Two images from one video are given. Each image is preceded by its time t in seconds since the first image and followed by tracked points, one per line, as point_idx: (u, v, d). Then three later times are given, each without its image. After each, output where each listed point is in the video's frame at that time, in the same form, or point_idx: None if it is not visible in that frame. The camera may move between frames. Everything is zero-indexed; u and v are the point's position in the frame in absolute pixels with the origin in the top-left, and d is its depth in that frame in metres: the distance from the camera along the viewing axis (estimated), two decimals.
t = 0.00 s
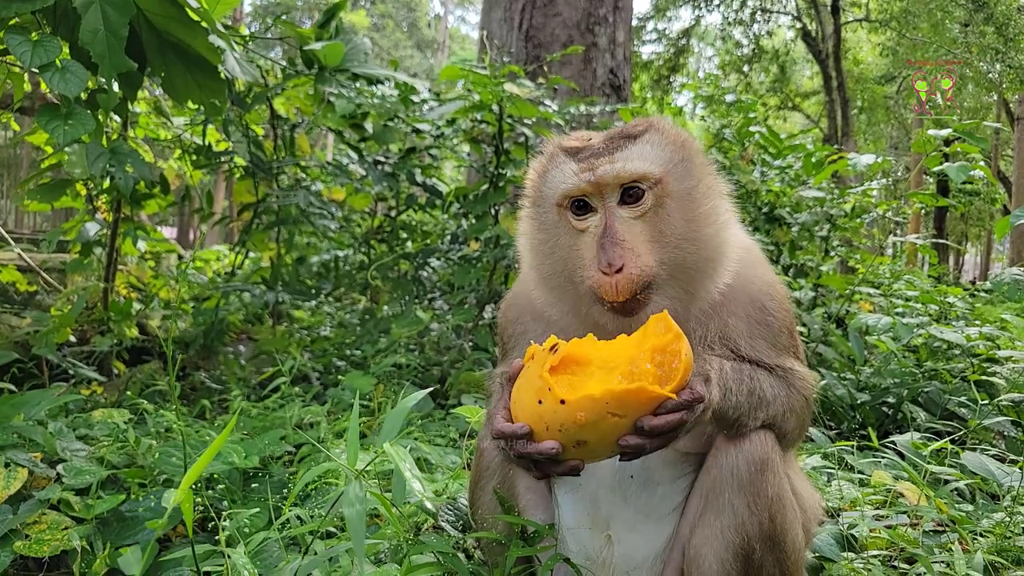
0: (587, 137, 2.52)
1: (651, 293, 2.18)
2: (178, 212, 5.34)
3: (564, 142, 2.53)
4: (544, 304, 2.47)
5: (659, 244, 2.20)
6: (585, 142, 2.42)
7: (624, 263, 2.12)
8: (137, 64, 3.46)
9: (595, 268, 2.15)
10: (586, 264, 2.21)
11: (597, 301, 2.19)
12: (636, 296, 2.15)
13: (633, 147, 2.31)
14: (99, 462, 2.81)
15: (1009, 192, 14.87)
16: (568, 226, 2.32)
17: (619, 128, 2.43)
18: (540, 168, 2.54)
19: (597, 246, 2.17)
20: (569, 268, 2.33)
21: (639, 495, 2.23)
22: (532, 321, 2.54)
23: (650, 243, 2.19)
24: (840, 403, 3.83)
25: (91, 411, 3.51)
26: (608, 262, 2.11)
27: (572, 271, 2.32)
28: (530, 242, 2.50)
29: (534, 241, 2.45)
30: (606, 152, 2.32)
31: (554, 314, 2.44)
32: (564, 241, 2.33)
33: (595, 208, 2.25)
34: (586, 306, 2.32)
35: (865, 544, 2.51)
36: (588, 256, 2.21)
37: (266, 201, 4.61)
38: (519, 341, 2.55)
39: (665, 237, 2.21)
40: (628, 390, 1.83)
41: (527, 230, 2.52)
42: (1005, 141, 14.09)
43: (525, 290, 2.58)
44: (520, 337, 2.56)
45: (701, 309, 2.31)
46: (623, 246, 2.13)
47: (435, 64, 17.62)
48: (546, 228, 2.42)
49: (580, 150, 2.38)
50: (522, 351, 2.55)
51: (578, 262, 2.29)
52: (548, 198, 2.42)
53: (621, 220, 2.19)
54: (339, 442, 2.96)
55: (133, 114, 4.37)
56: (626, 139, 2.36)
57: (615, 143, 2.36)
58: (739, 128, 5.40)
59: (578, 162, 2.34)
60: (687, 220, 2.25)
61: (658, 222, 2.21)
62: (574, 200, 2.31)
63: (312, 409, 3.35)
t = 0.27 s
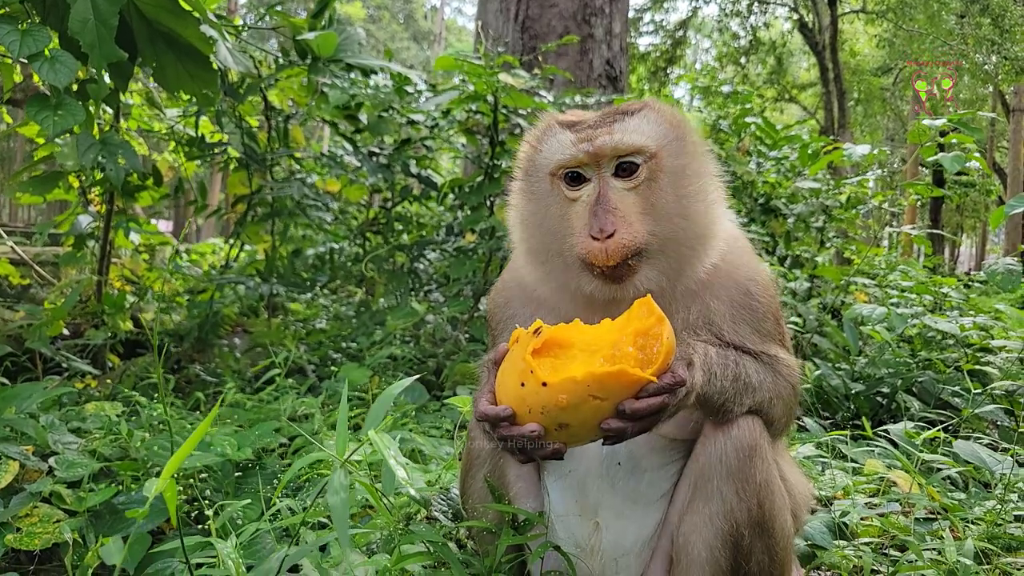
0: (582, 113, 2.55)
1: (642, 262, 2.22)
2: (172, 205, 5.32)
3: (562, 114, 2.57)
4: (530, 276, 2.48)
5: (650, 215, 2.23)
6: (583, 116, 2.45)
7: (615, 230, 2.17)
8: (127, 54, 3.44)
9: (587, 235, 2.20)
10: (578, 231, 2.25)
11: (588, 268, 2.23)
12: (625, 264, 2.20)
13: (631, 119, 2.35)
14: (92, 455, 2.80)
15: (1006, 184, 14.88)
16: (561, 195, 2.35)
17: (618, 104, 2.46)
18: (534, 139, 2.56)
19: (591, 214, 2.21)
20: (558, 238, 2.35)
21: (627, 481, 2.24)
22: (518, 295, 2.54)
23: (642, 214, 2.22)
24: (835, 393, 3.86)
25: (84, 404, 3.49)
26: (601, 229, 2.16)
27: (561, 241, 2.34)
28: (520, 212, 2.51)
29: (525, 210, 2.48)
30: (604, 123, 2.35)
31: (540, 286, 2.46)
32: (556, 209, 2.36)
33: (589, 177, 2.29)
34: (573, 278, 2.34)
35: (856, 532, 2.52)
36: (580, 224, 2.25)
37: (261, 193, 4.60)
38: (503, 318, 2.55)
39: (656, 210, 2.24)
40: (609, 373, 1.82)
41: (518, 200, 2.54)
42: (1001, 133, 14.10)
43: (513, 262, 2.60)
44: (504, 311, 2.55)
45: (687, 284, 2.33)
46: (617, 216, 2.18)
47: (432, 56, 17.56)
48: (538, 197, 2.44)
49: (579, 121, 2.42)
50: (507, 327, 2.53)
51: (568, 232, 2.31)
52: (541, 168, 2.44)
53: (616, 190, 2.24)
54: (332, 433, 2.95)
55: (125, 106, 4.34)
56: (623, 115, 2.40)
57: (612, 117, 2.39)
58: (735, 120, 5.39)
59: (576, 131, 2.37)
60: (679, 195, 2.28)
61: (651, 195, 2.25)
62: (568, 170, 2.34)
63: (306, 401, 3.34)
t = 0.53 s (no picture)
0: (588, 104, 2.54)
1: (645, 256, 2.24)
2: (167, 200, 5.30)
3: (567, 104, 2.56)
4: (528, 265, 2.48)
5: (657, 210, 2.25)
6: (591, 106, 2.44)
7: (625, 222, 2.18)
8: (123, 49, 3.42)
9: (594, 226, 2.20)
10: (583, 221, 2.24)
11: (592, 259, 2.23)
12: (629, 257, 2.21)
13: (641, 113, 2.36)
14: (83, 450, 2.79)
15: (999, 187, 14.95)
16: (567, 183, 2.34)
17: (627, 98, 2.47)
18: (539, 125, 2.54)
19: (599, 204, 2.21)
20: (561, 228, 2.35)
21: (621, 480, 2.24)
22: (514, 284, 2.53)
23: (648, 209, 2.23)
24: (829, 394, 3.85)
25: (77, 400, 3.48)
26: (611, 220, 2.17)
27: (563, 231, 2.34)
28: (521, 199, 2.50)
29: (527, 198, 2.46)
30: (616, 115, 2.35)
31: (538, 277, 2.46)
32: (560, 198, 2.35)
33: (597, 167, 2.29)
34: (572, 268, 2.34)
35: (849, 532, 2.53)
36: (587, 214, 2.24)
37: (256, 189, 4.58)
38: (497, 311, 2.54)
39: (662, 204, 2.26)
40: (606, 373, 1.82)
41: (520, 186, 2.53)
42: (995, 137, 14.16)
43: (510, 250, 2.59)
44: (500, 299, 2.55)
45: (686, 280, 2.34)
46: (625, 210, 2.19)
47: (429, 54, 17.54)
48: (541, 185, 2.43)
49: (588, 111, 2.41)
50: (501, 317, 2.53)
51: (572, 222, 2.31)
52: (547, 156, 2.43)
53: (625, 183, 2.24)
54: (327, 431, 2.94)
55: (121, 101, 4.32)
56: (633, 108, 2.40)
57: (623, 109, 2.38)
58: (731, 121, 5.40)
59: (586, 121, 2.37)
60: (684, 192, 2.30)
61: (658, 191, 2.26)
62: (576, 158, 2.33)
63: (300, 398, 3.33)
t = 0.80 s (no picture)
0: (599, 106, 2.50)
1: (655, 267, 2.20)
2: (163, 200, 5.29)
3: (575, 105, 2.50)
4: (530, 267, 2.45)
5: (669, 222, 2.21)
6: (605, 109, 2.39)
7: (643, 234, 2.12)
8: (117, 48, 3.38)
9: (609, 235, 2.13)
10: (597, 229, 2.19)
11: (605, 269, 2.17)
12: (642, 269, 2.16)
13: (656, 122, 2.31)
14: (78, 450, 2.78)
15: (994, 188, 14.99)
16: (578, 189, 2.29)
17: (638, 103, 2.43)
18: (549, 127, 2.49)
19: (615, 214, 2.15)
20: (568, 233, 2.30)
21: (615, 480, 2.24)
22: (510, 284, 2.52)
23: (661, 220, 2.20)
24: (824, 393, 3.86)
25: (72, 400, 3.47)
26: (628, 231, 2.11)
27: (572, 237, 2.29)
28: (527, 201, 2.44)
29: (533, 200, 2.41)
30: (631, 122, 2.30)
31: (540, 280, 2.42)
32: (570, 204, 2.30)
33: (612, 176, 2.23)
34: (578, 274, 2.29)
35: (843, 532, 2.53)
36: (600, 222, 2.19)
37: (252, 189, 4.58)
38: (493, 312, 2.54)
39: (675, 216, 2.22)
40: (600, 374, 1.82)
41: (526, 187, 2.47)
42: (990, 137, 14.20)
43: (511, 249, 2.55)
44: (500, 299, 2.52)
45: (691, 288, 2.32)
46: (642, 222, 2.14)
47: (425, 54, 17.53)
48: (551, 189, 2.37)
49: (601, 115, 2.36)
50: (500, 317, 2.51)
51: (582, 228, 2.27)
52: (559, 159, 2.38)
53: (640, 194, 2.20)
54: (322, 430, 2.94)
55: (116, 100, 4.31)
56: (646, 116, 2.35)
57: (638, 116, 2.34)
58: (727, 121, 5.41)
59: (601, 126, 2.31)
60: (695, 205, 2.28)
61: (671, 203, 2.23)
62: (591, 165, 2.28)
63: (295, 398, 3.33)
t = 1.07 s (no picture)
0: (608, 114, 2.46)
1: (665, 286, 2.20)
2: (161, 199, 5.28)
3: (585, 112, 2.47)
4: (535, 276, 2.44)
5: (678, 241, 2.22)
6: (617, 120, 2.36)
7: (657, 258, 2.11)
8: (116, 47, 3.39)
9: (623, 257, 2.12)
10: (608, 249, 2.18)
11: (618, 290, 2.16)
12: (652, 290, 2.16)
13: (669, 138, 2.30)
14: (76, 450, 2.78)
15: (991, 187, 15.01)
16: (589, 205, 2.28)
17: (649, 112, 2.40)
18: (558, 135, 2.46)
19: (629, 236, 2.14)
20: (577, 248, 2.29)
21: (615, 480, 2.24)
22: (511, 286, 2.52)
23: (672, 240, 2.20)
24: (823, 393, 3.86)
25: (70, 399, 3.46)
26: (643, 255, 2.09)
27: (582, 252, 2.28)
28: (535, 211, 2.42)
29: (541, 211, 2.39)
30: (645, 137, 2.28)
31: (546, 291, 2.42)
32: (580, 219, 2.29)
33: (626, 194, 2.22)
34: (586, 289, 2.29)
35: (842, 531, 2.53)
36: (612, 242, 2.18)
37: (250, 188, 4.57)
38: (494, 314, 2.53)
39: (684, 235, 2.23)
40: (603, 376, 1.83)
41: (535, 197, 2.44)
42: (988, 136, 14.22)
43: (516, 254, 2.54)
44: (505, 306, 2.51)
45: (698, 300, 2.32)
46: (655, 244, 2.13)
47: (424, 53, 17.52)
48: (561, 202, 2.35)
49: (613, 127, 2.33)
50: (503, 322, 2.51)
51: (593, 245, 2.26)
52: (570, 172, 2.36)
53: (652, 215, 2.19)
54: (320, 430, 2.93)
55: (115, 99, 4.31)
56: (658, 129, 2.33)
57: (650, 130, 2.31)
58: (726, 121, 5.42)
59: (614, 141, 2.29)
60: (705, 223, 2.28)
61: (682, 223, 2.23)
62: (604, 182, 2.25)
63: (293, 397, 3.33)
